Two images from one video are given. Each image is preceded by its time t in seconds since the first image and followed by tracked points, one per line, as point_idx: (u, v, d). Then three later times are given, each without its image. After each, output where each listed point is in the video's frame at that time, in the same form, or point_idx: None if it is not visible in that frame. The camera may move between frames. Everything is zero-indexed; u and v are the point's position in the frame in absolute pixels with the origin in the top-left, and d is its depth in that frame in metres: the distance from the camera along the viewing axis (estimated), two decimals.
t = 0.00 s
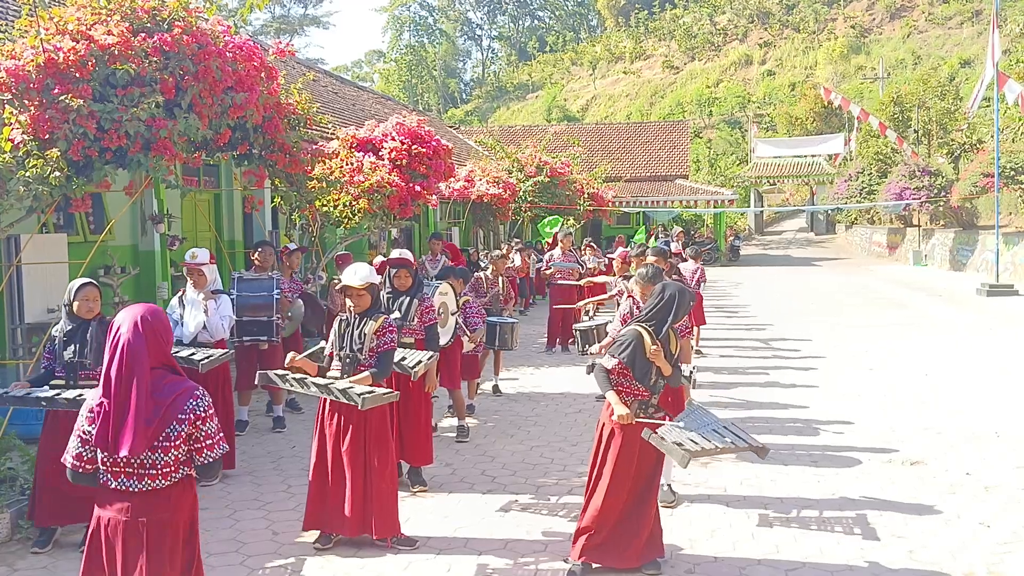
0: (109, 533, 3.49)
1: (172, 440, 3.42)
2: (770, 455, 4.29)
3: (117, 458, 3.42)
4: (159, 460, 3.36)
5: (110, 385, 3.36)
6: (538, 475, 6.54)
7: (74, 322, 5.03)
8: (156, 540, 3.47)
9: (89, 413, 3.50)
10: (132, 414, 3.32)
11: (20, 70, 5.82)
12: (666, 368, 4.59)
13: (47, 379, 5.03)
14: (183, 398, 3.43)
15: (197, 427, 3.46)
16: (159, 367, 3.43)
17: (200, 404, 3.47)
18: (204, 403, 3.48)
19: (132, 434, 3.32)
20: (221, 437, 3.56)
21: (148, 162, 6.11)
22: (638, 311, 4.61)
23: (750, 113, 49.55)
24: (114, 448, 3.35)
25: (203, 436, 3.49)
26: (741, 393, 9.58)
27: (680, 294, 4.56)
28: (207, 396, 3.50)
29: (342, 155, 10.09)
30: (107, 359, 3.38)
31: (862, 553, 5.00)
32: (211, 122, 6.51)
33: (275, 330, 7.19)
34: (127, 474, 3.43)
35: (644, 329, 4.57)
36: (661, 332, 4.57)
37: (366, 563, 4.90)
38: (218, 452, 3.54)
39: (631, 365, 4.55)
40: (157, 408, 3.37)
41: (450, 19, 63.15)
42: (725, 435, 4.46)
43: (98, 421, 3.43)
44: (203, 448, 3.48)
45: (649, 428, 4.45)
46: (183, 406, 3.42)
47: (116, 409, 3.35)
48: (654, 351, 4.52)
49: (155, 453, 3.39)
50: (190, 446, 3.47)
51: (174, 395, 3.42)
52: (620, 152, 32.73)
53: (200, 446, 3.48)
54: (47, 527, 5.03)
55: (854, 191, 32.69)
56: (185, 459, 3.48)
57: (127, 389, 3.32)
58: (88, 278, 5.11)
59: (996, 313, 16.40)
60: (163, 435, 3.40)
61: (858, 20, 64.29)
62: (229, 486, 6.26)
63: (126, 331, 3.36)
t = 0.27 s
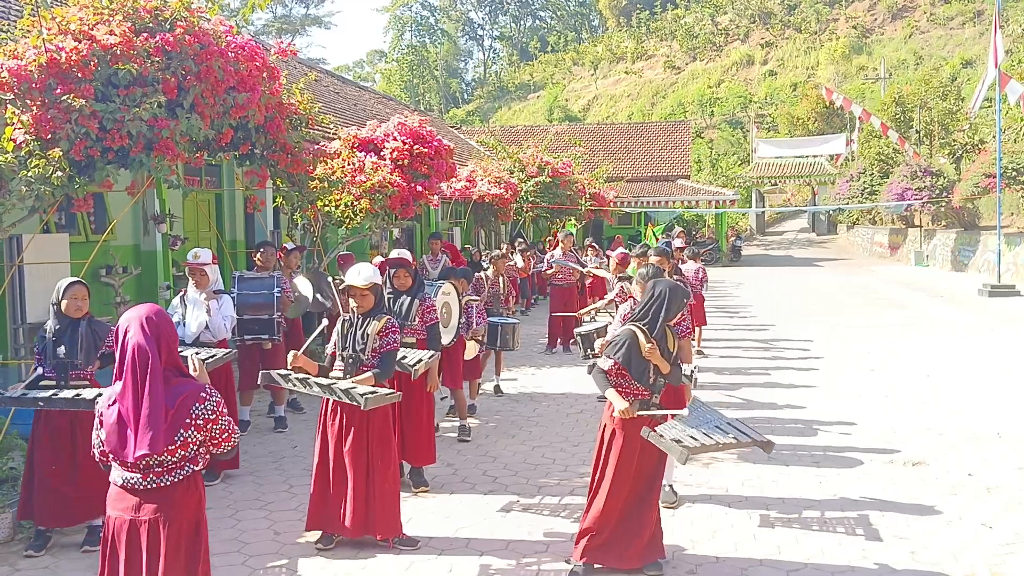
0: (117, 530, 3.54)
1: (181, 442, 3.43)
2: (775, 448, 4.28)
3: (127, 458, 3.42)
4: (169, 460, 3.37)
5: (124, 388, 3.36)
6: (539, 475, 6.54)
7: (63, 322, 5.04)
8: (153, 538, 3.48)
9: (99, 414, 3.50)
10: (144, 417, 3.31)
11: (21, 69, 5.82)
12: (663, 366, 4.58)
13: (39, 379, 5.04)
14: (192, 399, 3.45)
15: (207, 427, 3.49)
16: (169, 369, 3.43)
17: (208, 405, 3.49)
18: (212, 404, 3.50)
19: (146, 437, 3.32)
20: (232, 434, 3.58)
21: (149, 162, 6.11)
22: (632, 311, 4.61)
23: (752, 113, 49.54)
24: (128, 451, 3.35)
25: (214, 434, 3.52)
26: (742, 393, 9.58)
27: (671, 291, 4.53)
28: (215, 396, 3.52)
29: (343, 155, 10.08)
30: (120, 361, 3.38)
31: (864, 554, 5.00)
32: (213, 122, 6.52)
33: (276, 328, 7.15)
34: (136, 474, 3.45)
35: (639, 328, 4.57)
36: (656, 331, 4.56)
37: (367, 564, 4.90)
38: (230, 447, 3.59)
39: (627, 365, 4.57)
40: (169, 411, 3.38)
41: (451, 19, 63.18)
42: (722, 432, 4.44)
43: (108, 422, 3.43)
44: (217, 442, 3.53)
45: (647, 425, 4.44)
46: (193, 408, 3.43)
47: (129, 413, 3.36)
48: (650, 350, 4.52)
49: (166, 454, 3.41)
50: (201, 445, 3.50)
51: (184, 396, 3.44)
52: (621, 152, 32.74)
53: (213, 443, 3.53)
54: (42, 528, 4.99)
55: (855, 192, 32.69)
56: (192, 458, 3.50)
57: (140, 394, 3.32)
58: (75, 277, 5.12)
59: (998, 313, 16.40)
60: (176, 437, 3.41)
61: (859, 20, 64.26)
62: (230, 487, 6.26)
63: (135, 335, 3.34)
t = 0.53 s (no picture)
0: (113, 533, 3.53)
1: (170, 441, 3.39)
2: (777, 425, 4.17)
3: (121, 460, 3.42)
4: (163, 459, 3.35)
5: (113, 390, 3.35)
6: (539, 475, 6.55)
7: (49, 323, 5.09)
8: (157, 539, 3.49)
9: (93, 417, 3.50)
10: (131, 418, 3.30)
11: (20, 69, 5.81)
12: (652, 355, 4.63)
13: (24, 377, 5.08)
14: (180, 399, 3.42)
15: (192, 426, 3.43)
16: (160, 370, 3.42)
17: (196, 403, 3.45)
18: (200, 403, 3.46)
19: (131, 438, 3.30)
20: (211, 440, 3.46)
21: (148, 163, 6.11)
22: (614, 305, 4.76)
23: (751, 112, 49.56)
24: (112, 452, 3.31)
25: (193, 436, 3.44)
26: (742, 392, 9.58)
27: (646, 279, 4.65)
28: (204, 395, 3.48)
29: (343, 155, 10.09)
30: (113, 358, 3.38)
31: (864, 553, 5.00)
32: (212, 122, 6.51)
33: (273, 329, 7.12)
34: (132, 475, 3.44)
35: (621, 321, 4.70)
36: (639, 320, 4.66)
37: (367, 564, 4.91)
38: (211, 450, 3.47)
39: (615, 357, 4.68)
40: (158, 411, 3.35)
41: (450, 19, 63.17)
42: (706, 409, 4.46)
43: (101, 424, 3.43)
44: (196, 445, 3.42)
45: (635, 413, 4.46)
46: (180, 407, 3.40)
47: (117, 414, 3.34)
48: (635, 340, 4.60)
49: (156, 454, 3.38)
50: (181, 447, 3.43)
51: (172, 397, 3.41)
52: (621, 152, 32.72)
53: (187, 445, 3.42)
54: (42, 528, 5.01)
55: (854, 191, 32.71)
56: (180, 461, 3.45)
57: (126, 395, 3.30)
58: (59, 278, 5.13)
59: (996, 312, 16.42)
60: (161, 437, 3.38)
61: (858, 19, 64.31)
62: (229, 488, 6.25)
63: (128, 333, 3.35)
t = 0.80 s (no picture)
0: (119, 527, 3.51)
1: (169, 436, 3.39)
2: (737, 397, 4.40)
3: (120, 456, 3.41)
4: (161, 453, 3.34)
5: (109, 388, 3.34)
6: (540, 475, 6.54)
7: (42, 322, 5.07)
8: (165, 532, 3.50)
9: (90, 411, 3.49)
10: (127, 415, 3.30)
11: (23, 69, 5.81)
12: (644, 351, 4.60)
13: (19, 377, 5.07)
14: (178, 393, 3.41)
15: (191, 420, 3.43)
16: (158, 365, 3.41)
17: (194, 397, 3.45)
18: (198, 397, 3.46)
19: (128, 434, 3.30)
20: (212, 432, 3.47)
21: (150, 162, 6.11)
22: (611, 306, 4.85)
23: (752, 113, 49.53)
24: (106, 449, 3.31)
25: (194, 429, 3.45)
26: (743, 393, 9.57)
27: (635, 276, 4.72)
28: (201, 388, 3.47)
29: (344, 155, 10.08)
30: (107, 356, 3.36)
31: (866, 554, 5.00)
32: (214, 122, 6.51)
33: (270, 329, 7.10)
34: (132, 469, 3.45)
35: (617, 321, 4.77)
36: (631, 317, 4.71)
37: (369, 564, 4.90)
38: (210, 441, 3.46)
39: (608, 355, 4.74)
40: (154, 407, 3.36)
41: (452, 19, 63.15)
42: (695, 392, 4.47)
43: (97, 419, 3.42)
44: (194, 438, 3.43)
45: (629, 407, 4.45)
46: (178, 402, 3.39)
47: (112, 410, 3.34)
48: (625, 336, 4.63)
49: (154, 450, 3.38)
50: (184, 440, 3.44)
51: (170, 391, 3.40)
52: (622, 152, 32.71)
53: (188, 435, 3.43)
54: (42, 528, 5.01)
55: (856, 192, 32.68)
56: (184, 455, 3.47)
57: (123, 392, 3.30)
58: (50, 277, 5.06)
59: (998, 313, 16.41)
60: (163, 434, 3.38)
61: (860, 20, 64.24)
62: (229, 487, 6.25)
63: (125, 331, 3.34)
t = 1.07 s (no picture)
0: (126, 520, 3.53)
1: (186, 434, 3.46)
2: (737, 408, 4.28)
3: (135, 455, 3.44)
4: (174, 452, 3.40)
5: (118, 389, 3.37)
6: (540, 475, 6.54)
7: (41, 323, 5.07)
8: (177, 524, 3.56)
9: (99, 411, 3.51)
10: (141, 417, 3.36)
11: (22, 69, 5.81)
12: (639, 349, 4.63)
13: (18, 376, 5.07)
14: (190, 391, 3.47)
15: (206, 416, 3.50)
16: (166, 363, 3.44)
17: (206, 393, 3.52)
18: (211, 393, 3.53)
19: (145, 436, 3.37)
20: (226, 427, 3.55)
21: (150, 162, 6.10)
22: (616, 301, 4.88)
23: (752, 112, 49.55)
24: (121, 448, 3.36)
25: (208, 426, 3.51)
26: (743, 393, 9.58)
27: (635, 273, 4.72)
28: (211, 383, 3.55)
29: (343, 155, 10.07)
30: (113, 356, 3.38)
31: (866, 553, 5.00)
32: (214, 122, 6.51)
33: (269, 331, 7.09)
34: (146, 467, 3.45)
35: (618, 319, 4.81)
36: (631, 314, 4.73)
37: (369, 564, 4.91)
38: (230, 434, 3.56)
39: (607, 351, 4.79)
40: (169, 407, 3.42)
41: (451, 19, 63.17)
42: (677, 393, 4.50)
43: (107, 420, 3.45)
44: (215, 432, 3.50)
45: (624, 405, 4.50)
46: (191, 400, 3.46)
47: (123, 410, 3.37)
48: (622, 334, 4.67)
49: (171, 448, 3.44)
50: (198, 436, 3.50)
51: (181, 389, 3.46)
52: (622, 152, 32.72)
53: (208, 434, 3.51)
54: (43, 527, 5.01)
55: (855, 191, 32.69)
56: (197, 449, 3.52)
57: (134, 392, 3.33)
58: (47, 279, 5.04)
59: (997, 313, 16.41)
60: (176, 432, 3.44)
61: (859, 19, 64.23)
62: (229, 488, 6.25)
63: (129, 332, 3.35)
